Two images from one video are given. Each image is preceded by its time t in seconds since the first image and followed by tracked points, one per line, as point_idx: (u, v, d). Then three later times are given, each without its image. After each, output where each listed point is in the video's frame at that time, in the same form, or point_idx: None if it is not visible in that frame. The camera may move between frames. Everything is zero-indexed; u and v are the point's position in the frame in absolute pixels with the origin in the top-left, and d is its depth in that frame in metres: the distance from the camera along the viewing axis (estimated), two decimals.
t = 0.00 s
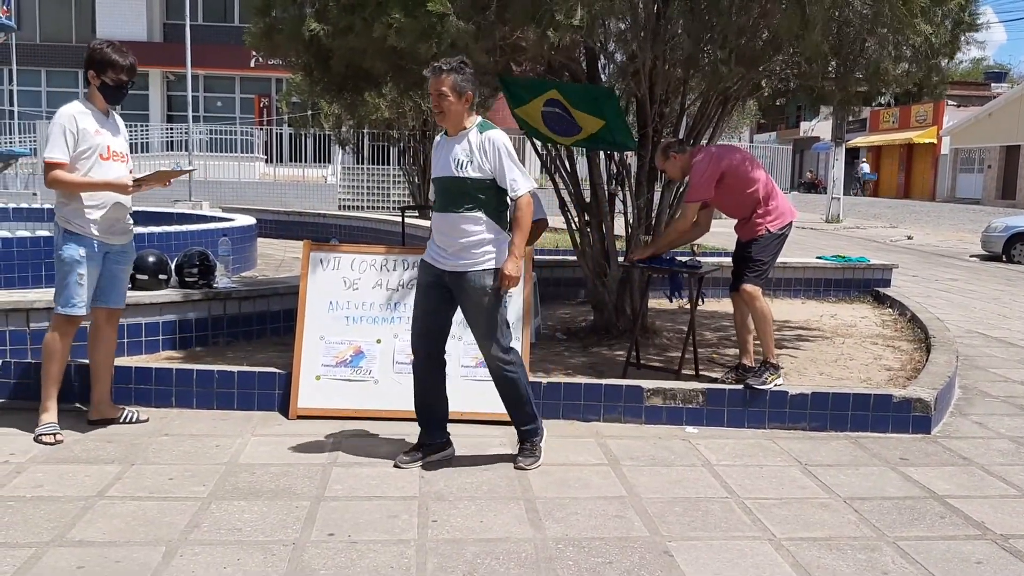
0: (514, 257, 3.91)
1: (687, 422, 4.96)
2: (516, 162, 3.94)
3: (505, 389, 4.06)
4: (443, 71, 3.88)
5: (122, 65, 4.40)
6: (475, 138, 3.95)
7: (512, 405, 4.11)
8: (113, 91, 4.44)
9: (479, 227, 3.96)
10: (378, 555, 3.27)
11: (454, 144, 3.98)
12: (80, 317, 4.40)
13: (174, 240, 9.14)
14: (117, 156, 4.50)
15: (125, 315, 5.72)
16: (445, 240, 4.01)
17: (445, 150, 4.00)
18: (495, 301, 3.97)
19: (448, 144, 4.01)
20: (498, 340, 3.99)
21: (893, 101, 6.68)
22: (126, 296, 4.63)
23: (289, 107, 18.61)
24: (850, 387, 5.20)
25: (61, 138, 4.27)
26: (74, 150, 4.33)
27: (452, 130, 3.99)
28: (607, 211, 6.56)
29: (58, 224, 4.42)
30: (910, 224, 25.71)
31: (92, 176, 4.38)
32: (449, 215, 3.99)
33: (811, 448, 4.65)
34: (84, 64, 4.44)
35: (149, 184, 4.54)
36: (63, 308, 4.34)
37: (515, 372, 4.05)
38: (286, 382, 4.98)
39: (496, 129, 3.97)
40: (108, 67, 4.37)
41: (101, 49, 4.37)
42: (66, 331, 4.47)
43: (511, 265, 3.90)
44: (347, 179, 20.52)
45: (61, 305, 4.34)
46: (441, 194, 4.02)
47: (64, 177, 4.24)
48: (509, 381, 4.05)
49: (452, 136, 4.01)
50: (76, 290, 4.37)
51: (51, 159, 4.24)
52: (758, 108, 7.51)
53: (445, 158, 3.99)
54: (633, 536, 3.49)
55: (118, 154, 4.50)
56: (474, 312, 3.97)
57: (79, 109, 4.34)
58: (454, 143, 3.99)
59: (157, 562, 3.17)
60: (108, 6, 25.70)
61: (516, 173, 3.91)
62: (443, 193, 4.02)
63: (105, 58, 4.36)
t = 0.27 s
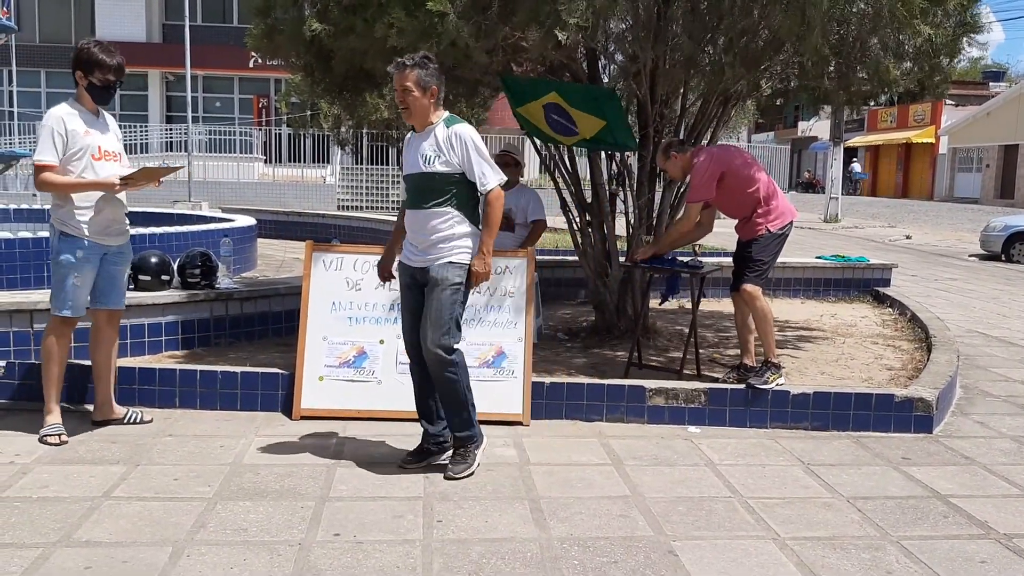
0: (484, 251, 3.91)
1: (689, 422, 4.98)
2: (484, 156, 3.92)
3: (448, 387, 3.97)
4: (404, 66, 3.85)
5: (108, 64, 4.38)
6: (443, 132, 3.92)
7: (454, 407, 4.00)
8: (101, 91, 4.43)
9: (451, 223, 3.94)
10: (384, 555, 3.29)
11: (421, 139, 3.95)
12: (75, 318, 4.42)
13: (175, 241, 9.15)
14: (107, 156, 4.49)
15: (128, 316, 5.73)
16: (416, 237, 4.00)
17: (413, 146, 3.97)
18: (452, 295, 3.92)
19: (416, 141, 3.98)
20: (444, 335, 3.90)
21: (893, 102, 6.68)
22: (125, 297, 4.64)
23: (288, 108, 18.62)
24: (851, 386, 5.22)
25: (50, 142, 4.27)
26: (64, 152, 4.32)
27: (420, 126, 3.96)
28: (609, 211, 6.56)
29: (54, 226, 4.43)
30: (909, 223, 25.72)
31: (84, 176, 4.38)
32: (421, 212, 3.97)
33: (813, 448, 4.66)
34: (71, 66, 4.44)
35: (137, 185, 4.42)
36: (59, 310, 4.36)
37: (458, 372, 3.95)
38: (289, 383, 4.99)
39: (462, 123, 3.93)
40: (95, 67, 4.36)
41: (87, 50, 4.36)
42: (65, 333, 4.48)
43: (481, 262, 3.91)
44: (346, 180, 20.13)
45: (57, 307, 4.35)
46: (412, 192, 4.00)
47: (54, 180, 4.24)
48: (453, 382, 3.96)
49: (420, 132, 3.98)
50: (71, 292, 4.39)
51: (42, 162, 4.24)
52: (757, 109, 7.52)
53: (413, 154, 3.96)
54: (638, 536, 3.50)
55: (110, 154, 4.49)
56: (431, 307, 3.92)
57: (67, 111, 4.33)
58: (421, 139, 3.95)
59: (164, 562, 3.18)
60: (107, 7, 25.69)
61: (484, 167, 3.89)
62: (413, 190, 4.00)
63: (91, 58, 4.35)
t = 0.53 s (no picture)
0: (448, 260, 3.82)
1: (680, 422, 5.01)
2: (452, 162, 3.87)
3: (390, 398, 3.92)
4: (375, 69, 3.79)
5: (83, 66, 4.36)
6: (414, 137, 3.87)
7: (388, 420, 3.94)
8: (78, 93, 4.40)
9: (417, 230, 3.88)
10: (381, 558, 3.29)
11: (390, 143, 3.90)
12: (59, 323, 4.40)
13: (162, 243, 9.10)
14: (85, 158, 4.46)
15: (118, 319, 5.70)
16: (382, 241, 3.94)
17: (383, 150, 3.92)
18: (416, 307, 3.87)
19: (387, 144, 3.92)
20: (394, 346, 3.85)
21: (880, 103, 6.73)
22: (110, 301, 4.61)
23: (273, 109, 18.55)
24: (840, 387, 5.27)
25: (28, 146, 4.24)
26: (43, 156, 4.30)
27: (388, 130, 3.90)
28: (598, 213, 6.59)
29: (35, 231, 4.40)
30: (891, 223, 25.91)
31: (63, 179, 4.35)
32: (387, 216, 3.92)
33: (803, 448, 4.70)
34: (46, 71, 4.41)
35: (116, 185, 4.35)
36: (42, 315, 4.34)
37: (400, 387, 3.90)
38: (281, 385, 4.98)
39: (432, 129, 3.88)
40: (70, 69, 4.33)
41: (61, 52, 4.33)
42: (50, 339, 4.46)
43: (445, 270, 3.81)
44: (332, 180, 19.86)
45: (39, 313, 4.34)
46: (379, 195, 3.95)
47: (31, 184, 4.21)
48: (394, 396, 3.91)
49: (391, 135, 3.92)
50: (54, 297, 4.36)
51: (20, 167, 4.20)
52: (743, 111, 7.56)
53: (382, 158, 3.91)
54: (633, 537, 3.52)
55: (89, 156, 4.47)
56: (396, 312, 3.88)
57: (42, 114, 4.30)
58: (391, 143, 3.90)
59: (161, 566, 3.17)
60: (90, 8, 25.52)
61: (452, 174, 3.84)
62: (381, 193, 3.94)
63: (65, 60, 4.32)
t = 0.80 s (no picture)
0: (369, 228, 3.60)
1: (656, 420, 5.03)
2: (406, 164, 3.82)
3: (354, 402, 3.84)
4: (328, 67, 3.75)
5: (37, 64, 4.28)
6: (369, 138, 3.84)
7: (360, 425, 3.87)
8: (32, 91, 4.31)
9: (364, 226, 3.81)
10: (359, 560, 3.27)
11: (347, 143, 3.87)
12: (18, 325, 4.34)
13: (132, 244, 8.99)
14: (41, 158, 4.38)
15: (87, 322, 5.61)
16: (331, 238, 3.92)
17: (339, 149, 3.89)
18: (373, 309, 3.80)
19: (341, 143, 3.91)
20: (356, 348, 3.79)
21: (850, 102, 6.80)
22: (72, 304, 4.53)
23: (244, 108, 18.37)
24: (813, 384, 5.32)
25: None
26: None
27: (345, 128, 3.88)
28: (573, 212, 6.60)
29: None
30: (859, 221, 26.21)
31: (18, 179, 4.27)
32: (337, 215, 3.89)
33: (778, 445, 4.74)
34: None
35: (70, 186, 4.23)
36: None
37: (366, 392, 3.83)
38: (255, 388, 4.93)
39: (389, 130, 3.84)
40: (23, 67, 4.24)
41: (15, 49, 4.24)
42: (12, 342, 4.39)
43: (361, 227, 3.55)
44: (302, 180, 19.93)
45: None
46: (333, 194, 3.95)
47: None
48: (360, 401, 3.83)
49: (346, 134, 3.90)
50: (12, 299, 4.30)
51: None
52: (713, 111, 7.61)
53: (338, 156, 3.88)
54: (612, 536, 3.53)
55: (46, 156, 4.39)
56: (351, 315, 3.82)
57: None
58: (347, 143, 3.87)
59: (135, 573, 3.13)
60: (54, 6, 25.13)
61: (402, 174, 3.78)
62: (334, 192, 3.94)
63: (18, 58, 4.23)
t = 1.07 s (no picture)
0: (287, 198, 3.59)
1: (648, 419, 5.04)
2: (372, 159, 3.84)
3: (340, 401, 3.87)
4: (289, 66, 3.78)
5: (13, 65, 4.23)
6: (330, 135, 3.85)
7: (348, 425, 3.89)
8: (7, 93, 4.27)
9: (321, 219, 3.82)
10: (353, 561, 3.27)
11: (315, 141, 3.88)
12: None
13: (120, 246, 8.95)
14: (17, 160, 4.35)
15: (77, 324, 5.58)
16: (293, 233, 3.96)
17: (307, 146, 3.90)
18: (354, 307, 3.84)
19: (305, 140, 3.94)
20: (340, 347, 3.82)
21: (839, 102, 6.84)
22: (56, 307, 4.50)
23: (233, 108, 18.31)
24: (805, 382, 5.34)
25: None
26: None
27: (312, 125, 3.89)
28: (564, 212, 6.60)
29: None
30: (847, 219, 26.33)
31: None
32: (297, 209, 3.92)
33: (769, 443, 4.76)
34: None
35: (44, 187, 4.16)
36: None
37: (352, 390, 3.86)
38: (246, 389, 4.92)
39: (356, 126, 3.86)
40: None
41: None
42: None
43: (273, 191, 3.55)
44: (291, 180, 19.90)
45: None
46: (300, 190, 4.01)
47: None
48: (347, 399, 3.86)
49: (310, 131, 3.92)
50: None
51: None
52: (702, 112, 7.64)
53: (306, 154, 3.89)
54: (605, 535, 3.54)
55: (22, 157, 4.36)
56: (331, 316, 3.84)
57: None
58: (315, 140, 3.89)
59: None
60: (40, 6, 24.99)
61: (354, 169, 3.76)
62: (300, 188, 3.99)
63: None
